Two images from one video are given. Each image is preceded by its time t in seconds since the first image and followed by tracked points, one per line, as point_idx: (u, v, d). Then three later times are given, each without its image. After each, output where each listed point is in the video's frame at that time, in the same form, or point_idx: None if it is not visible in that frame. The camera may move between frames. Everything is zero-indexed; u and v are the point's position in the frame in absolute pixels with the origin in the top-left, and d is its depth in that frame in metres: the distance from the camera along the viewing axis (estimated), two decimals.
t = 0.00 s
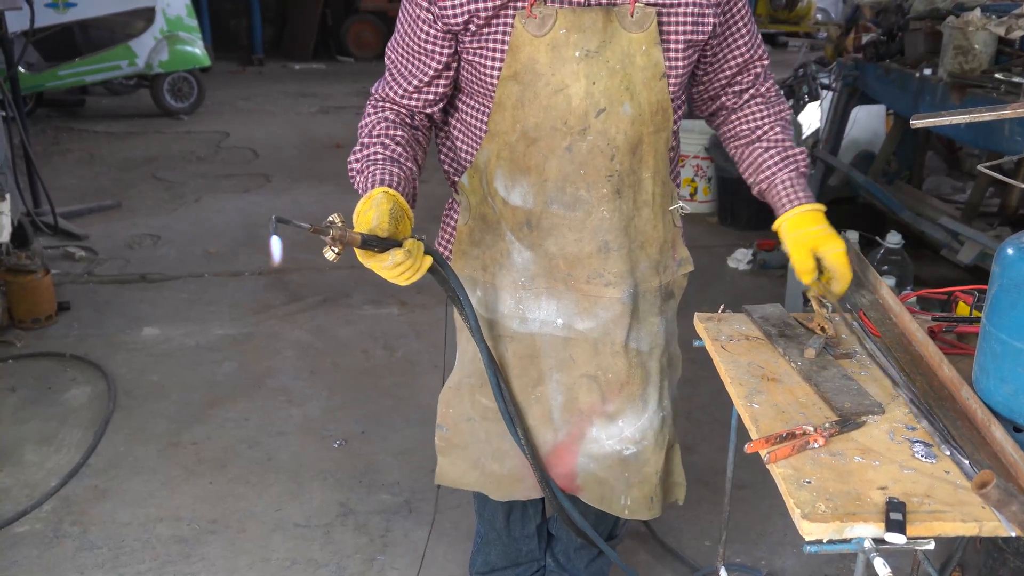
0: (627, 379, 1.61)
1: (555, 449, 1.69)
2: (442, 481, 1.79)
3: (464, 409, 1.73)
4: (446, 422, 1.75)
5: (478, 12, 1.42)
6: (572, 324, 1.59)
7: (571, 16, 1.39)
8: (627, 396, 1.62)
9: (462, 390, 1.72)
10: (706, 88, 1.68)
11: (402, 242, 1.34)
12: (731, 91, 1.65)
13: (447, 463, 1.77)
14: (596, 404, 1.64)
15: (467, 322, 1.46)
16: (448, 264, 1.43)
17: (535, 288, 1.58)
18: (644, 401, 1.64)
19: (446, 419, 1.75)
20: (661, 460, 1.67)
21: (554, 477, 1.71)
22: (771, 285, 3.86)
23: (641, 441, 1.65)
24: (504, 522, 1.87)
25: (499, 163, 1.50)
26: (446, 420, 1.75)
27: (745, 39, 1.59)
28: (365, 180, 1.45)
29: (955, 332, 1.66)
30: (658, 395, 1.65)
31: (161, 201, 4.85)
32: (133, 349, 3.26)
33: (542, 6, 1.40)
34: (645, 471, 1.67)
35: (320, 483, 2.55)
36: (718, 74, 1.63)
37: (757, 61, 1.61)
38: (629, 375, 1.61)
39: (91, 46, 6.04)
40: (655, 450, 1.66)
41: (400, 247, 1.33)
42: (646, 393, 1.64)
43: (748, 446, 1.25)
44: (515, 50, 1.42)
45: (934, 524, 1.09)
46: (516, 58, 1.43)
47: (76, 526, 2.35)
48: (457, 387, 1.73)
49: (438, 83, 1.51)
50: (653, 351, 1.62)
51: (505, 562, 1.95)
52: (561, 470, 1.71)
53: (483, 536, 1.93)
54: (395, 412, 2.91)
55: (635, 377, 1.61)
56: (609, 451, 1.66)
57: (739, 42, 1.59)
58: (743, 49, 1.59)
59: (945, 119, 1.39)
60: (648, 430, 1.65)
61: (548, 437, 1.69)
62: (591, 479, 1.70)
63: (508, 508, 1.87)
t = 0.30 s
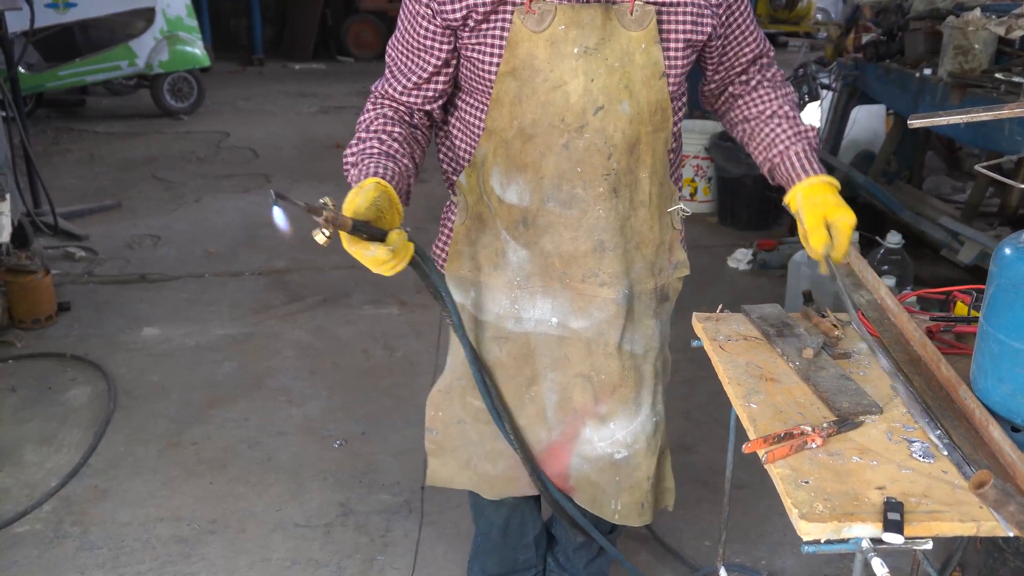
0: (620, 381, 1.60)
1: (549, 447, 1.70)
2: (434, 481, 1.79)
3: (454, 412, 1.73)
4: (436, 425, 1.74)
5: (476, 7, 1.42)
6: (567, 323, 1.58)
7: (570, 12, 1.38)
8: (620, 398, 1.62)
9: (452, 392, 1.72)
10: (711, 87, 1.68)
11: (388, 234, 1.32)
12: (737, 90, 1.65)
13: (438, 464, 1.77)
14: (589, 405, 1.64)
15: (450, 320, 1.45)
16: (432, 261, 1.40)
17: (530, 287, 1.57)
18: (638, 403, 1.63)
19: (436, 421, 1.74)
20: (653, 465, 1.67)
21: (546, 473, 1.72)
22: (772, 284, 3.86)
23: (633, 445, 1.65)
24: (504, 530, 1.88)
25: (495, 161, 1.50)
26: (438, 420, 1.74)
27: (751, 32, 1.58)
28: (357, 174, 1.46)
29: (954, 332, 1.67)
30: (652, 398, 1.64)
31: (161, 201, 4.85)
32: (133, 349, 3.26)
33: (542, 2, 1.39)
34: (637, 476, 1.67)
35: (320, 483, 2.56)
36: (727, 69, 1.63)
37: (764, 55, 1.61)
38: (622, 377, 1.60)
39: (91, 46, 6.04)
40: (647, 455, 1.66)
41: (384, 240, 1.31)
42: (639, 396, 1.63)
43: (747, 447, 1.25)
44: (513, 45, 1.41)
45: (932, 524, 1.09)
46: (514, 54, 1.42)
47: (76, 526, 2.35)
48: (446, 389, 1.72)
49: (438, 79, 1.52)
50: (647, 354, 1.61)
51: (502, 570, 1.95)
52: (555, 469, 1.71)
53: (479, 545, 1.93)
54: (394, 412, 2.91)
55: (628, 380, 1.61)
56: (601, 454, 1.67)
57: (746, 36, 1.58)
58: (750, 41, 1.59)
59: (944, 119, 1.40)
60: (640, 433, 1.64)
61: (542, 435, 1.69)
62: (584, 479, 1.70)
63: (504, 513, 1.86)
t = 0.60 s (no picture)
0: (595, 384, 1.50)
1: (516, 451, 1.58)
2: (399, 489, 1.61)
3: (422, 416, 1.57)
4: (406, 429, 1.58)
5: (462, 11, 1.34)
6: (541, 327, 1.48)
7: (557, 16, 1.30)
8: (594, 402, 1.52)
9: (424, 397, 1.56)
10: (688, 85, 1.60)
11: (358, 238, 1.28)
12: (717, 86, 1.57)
13: (404, 472, 1.60)
14: (561, 408, 1.53)
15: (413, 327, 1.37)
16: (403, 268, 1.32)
17: (507, 293, 1.47)
18: (612, 410, 1.53)
19: (406, 426, 1.58)
20: (628, 469, 1.55)
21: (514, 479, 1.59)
22: (772, 284, 3.86)
23: (606, 447, 1.54)
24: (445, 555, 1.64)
25: (478, 163, 1.41)
26: (406, 425, 1.58)
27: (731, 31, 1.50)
28: (326, 174, 1.39)
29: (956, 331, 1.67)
30: (630, 401, 1.53)
31: (162, 201, 4.85)
32: (133, 350, 3.26)
33: (528, 4, 1.31)
34: (609, 477, 1.55)
35: (320, 483, 2.56)
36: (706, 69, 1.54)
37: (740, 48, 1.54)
38: (598, 381, 1.50)
39: (91, 46, 6.04)
40: (621, 459, 1.54)
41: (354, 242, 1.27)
42: (615, 401, 1.52)
43: (748, 446, 1.25)
44: (499, 48, 1.33)
45: (934, 524, 1.09)
46: (499, 56, 1.34)
47: (77, 527, 2.35)
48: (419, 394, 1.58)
49: (421, 83, 1.43)
50: (627, 361, 1.50)
51: None
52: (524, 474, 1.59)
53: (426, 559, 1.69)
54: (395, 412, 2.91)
55: (603, 383, 1.51)
56: (572, 455, 1.55)
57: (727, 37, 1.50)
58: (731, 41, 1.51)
59: (945, 118, 1.40)
60: (615, 437, 1.53)
61: (510, 441, 1.57)
62: (551, 483, 1.59)
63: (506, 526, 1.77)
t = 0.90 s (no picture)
0: (548, 401, 1.32)
1: (476, 463, 1.39)
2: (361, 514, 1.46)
3: (376, 441, 1.40)
4: (360, 455, 1.41)
5: (389, 23, 1.17)
6: (491, 341, 1.29)
7: (485, 24, 1.12)
8: (547, 419, 1.33)
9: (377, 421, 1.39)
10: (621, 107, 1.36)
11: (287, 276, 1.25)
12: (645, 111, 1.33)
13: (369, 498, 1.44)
14: (516, 422, 1.35)
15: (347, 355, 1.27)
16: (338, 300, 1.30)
17: (451, 312, 1.28)
18: (565, 426, 1.35)
19: (359, 451, 1.41)
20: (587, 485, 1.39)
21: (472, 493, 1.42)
22: (773, 284, 3.85)
23: (563, 463, 1.37)
24: None
25: (408, 182, 1.22)
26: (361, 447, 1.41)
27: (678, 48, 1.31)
28: (260, 211, 1.28)
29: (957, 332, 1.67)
30: (585, 417, 1.35)
31: (164, 200, 4.85)
32: (134, 348, 3.26)
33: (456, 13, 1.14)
34: (567, 494, 1.39)
35: (321, 483, 2.55)
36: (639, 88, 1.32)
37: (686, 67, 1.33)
38: (550, 398, 1.32)
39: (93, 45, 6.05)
40: (579, 475, 1.38)
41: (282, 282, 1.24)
42: (569, 418, 1.34)
43: (750, 447, 1.25)
44: (427, 60, 1.16)
45: (935, 525, 1.09)
46: (427, 69, 1.16)
47: (78, 525, 2.35)
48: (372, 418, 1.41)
49: (354, 104, 1.26)
50: (582, 376, 1.32)
51: None
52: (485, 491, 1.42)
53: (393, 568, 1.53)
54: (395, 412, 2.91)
55: (556, 401, 1.32)
56: (529, 470, 1.38)
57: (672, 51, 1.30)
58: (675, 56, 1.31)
59: (947, 120, 1.40)
60: (570, 454, 1.36)
61: (468, 452, 1.38)
62: (513, 495, 1.41)
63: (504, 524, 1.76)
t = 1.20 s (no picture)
0: (484, 420, 1.28)
1: (417, 493, 1.35)
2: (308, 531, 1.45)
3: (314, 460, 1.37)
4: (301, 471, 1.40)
5: (288, 28, 1.15)
6: (418, 361, 1.24)
7: (378, 24, 1.09)
8: (483, 439, 1.30)
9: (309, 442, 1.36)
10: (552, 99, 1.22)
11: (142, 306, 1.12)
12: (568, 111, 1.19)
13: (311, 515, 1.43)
14: (452, 448, 1.31)
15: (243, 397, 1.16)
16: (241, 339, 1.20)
17: (374, 327, 1.24)
18: (505, 446, 1.31)
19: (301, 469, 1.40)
20: (535, 510, 1.36)
21: (411, 526, 1.37)
22: (777, 282, 3.85)
23: (506, 487, 1.33)
24: None
25: (326, 190, 1.20)
26: (301, 467, 1.39)
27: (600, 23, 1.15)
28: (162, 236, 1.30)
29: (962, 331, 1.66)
30: (525, 437, 1.31)
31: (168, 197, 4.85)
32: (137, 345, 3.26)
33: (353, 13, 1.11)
34: (516, 520, 1.36)
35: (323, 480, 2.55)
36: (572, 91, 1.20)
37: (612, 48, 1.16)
38: (485, 415, 1.28)
39: (96, 41, 6.05)
40: (524, 499, 1.35)
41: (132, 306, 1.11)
42: (508, 436, 1.31)
43: (753, 445, 1.25)
44: (328, 64, 1.13)
45: (939, 524, 1.08)
46: (331, 74, 1.13)
47: (81, 521, 2.36)
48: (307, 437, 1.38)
49: (270, 113, 1.25)
50: (517, 391, 1.28)
51: None
52: (426, 520, 1.37)
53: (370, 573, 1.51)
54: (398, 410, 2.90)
55: (492, 419, 1.29)
56: (473, 498, 1.34)
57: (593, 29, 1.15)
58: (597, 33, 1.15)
59: (951, 119, 1.39)
60: (513, 476, 1.33)
61: (406, 483, 1.34)
62: (460, 527, 1.37)
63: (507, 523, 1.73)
